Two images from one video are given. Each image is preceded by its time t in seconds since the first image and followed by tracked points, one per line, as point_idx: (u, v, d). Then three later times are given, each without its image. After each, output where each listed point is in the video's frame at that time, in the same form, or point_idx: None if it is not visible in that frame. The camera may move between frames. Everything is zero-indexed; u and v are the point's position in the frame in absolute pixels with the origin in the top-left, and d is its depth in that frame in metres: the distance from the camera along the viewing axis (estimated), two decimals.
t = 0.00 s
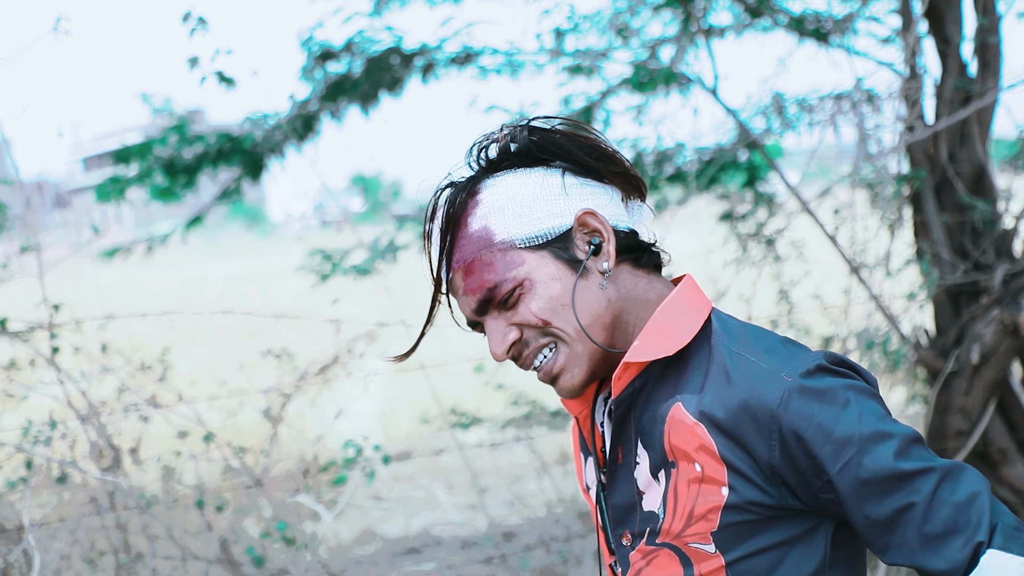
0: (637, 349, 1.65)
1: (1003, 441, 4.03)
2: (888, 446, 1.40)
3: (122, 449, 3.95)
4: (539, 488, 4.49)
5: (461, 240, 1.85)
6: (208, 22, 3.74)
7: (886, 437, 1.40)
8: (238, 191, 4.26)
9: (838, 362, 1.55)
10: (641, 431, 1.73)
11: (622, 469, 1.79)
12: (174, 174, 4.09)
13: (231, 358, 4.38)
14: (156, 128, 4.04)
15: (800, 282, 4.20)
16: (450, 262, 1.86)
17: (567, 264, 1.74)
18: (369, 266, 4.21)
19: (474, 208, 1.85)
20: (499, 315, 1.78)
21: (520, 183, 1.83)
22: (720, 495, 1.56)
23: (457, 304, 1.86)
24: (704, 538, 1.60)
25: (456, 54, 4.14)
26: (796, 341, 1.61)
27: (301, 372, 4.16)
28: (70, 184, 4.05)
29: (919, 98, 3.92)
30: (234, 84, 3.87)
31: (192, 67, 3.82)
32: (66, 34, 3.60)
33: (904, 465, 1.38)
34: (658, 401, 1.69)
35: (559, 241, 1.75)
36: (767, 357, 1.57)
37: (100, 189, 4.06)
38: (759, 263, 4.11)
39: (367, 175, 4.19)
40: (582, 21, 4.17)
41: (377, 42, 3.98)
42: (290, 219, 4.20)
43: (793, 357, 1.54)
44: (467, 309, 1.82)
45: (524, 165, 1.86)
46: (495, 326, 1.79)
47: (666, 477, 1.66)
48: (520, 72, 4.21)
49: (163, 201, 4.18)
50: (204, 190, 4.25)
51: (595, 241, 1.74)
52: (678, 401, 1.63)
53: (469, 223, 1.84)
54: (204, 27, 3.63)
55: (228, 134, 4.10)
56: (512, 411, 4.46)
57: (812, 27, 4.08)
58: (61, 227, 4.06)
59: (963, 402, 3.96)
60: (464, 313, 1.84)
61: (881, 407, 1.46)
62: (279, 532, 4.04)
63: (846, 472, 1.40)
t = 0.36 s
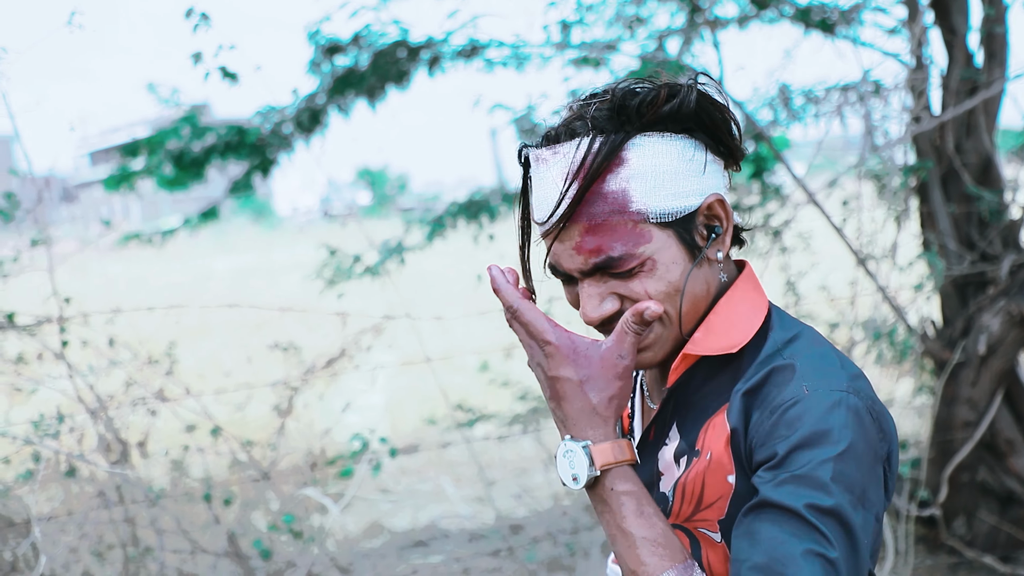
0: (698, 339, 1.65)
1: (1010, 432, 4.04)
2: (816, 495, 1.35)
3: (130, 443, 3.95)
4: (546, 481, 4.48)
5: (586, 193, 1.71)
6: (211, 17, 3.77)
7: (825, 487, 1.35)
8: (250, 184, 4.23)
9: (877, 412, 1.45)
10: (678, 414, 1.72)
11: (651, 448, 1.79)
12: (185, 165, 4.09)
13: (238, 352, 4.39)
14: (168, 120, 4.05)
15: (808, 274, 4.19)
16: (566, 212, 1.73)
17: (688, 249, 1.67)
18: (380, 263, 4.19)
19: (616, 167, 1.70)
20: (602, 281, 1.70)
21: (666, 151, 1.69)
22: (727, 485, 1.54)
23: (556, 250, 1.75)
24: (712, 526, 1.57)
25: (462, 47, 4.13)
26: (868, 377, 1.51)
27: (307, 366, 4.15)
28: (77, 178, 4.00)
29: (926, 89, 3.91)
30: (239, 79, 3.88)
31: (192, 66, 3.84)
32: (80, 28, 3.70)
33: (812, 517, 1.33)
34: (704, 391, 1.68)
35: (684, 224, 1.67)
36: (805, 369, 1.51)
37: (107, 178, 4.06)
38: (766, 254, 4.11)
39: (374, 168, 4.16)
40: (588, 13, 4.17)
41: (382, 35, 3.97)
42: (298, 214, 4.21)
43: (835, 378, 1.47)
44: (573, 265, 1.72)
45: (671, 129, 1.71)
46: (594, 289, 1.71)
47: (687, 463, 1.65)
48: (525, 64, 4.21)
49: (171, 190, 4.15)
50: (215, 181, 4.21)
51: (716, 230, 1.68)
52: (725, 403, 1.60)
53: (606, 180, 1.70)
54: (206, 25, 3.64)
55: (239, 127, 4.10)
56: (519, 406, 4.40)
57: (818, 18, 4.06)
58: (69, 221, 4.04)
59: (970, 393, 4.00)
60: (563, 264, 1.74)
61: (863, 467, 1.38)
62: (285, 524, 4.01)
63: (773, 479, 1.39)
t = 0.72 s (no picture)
0: (700, 340, 1.64)
1: (1005, 427, 4.05)
2: (776, 481, 1.36)
3: (125, 441, 3.93)
4: (543, 477, 4.51)
5: (643, 188, 1.67)
6: None
7: (786, 475, 1.36)
8: (248, 182, 4.25)
9: (854, 416, 1.46)
10: (670, 412, 1.73)
11: (643, 447, 1.80)
12: (183, 164, 4.10)
13: (235, 349, 4.39)
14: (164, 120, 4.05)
15: (804, 270, 4.20)
16: (621, 205, 1.68)
17: (714, 247, 1.72)
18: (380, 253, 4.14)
19: (672, 164, 1.68)
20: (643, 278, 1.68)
21: (712, 154, 1.72)
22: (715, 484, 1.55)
23: (599, 243, 1.69)
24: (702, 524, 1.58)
25: (458, 44, 4.13)
26: (854, 383, 1.52)
27: (304, 363, 4.14)
28: (73, 177, 3.94)
29: (921, 85, 3.92)
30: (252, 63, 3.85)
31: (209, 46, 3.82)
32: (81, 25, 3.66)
33: (769, 502, 1.34)
34: (696, 390, 1.69)
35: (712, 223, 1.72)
36: (787, 367, 1.53)
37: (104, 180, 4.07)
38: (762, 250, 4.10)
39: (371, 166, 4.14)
40: (584, 10, 4.17)
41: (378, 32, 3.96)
42: (295, 212, 4.21)
43: (817, 376, 1.49)
44: (620, 261, 1.67)
45: (716, 132, 1.74)
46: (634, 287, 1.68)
47: (679, 462, 1.66)
48: (522, 62, 4.21)
49: (168, 188, 4.20)
50: (212, 179, 4.23)
51: (733, 229, 1.76)
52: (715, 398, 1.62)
53: (667, 176, 1.67)
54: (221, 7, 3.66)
55: (236, 125, 4.08)
56: (515, 401, 4.34)
57: (813, 15, 4.06)
58: (65, 220, 3.97)
59: (966, 387, 4.00)
60: (602, 258, 1.69)
61: (829, 464, 1.39)
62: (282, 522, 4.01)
63: (738, 464, 1.41)
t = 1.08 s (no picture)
0: (702, 328, 1.65)
1: (999, 412, 4.06)
2: (761, 464, 1.36)
3: (119, 425, 3.92)
4: (538, 462, 4.52)
5: (661, 162, 1.65)
6: None
7: (772, 458, 1.36)
8: (240, 164, 4.20)
9: (846, 407, 1.46)
10: (665, 399, 1.74)
11: (637, 432, 1.81)
12: (176, 150, 4.08)
13: (229, 335, 4.38)
14: (155, 105, 4.02)
15: (800, 255, 4.20)
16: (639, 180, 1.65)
17: (719, 225, 1.73)
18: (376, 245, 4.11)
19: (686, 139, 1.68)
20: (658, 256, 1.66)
21: (720, 130, 1.73)
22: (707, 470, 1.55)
23: (615, 219, 1.65)
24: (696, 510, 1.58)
25: (453, 29, 4.11)
26: (849, 375, 1.51)
27: (298, 348, 4.13)
28: (67, 162, 3.92)
29: (916, 70, 3.92)
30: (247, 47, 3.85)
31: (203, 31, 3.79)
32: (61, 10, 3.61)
33: (751, 484, 1.33)
34: (693, 376, 1.70)
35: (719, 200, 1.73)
36: (782, 354, 1.52)
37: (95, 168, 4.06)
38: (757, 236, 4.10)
39: (366, 151, 4.12)
40: None
41: (372, 17, 3.95)
42: (289, 197, 4.19)
43: (811, 365, 1.48)
44: (638, 237, 1.63)
45: (723, 110, 1.75)
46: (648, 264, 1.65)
47: (673, 447, 1.66)
48: (517, 47, 4.19)
49: (159, 172, 4.17)
50: (205, 164, 4.21)
51: (737, 208, 1.78)
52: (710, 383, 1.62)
53: (683, 151, 1.66)
54: None
55: (228, 109, 4.05)
56: (510, 386, 4.31)
57: None
58: (58, 205, 3.94)
59: (960, 372, 4.01)
60: (618, 235, 1.65)
61: (816, 451, 1.39)
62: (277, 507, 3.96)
63: (726, 447, 1.41)
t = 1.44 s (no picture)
0: (683, 326, 1.64)
1: (992, 406, 4.06)
2: (731, 457, 1.36)
3: (112, 418, 3.90)
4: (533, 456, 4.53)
5: (649, 145, 1.65)
6: None
7: (742, 452, 1.36)
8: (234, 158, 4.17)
9: (828, 410, 1.45)
10: (651, 396, 1.73)
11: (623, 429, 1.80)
12: (170, 145, 4.09)
13: (224, 328, 4.38)
14: (148, 99, 4.01)
15: (794, 250, 4.20)
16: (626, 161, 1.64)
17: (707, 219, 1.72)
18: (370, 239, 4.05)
19: (678, 125, 1.67)
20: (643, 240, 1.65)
21: (715, 120, 1.72)
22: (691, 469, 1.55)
23: (600, 200, 1.65)
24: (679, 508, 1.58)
25: (447, 22, 4.10)
26: (835, 379, 1.50)
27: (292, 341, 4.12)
28: (62, 154, 3.86)
29: (910, 64, 3.92)
30: (227, 45, 3.79)
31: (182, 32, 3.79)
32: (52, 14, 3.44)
33: (717, 473, 1.34)
34: (678, 374, 1.69)
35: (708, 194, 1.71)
36: (766, 352, 1.51)
37: (92, 164, 4.07)
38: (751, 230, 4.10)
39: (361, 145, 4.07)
40: None
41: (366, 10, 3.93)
42: (283, 190, 4.18)
43: (796, 365, 1.47)
44: (621, 216, 1.64)
45: (718, 101, 1.74)
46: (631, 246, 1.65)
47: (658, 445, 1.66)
48: (511, 40, 4.19)
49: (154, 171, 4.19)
50: (199, 161, 4.17)
51: (728, 204, 1.78)
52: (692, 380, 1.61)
53: (673, 135, 1.66)
54: None
55: (220, 104, 4.05)
56: (505, 378, 4.33)
57: None
58: (53, 196, 3.90)
59: (953, 366, 4.02)
60: (603, 216, 1.65)
61: (789, 448, 1.39)
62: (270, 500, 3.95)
63: (700, 437, 1.42)
